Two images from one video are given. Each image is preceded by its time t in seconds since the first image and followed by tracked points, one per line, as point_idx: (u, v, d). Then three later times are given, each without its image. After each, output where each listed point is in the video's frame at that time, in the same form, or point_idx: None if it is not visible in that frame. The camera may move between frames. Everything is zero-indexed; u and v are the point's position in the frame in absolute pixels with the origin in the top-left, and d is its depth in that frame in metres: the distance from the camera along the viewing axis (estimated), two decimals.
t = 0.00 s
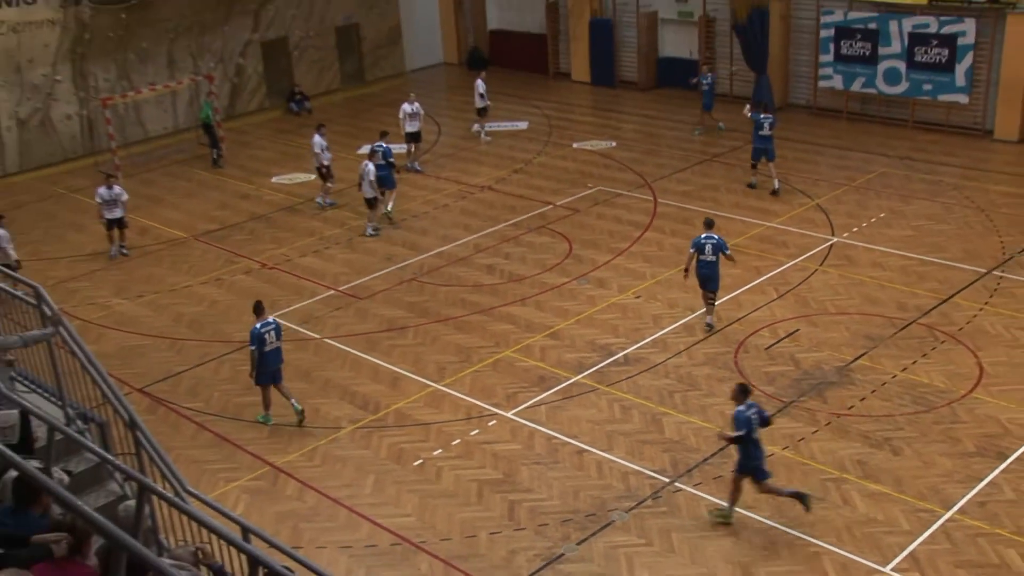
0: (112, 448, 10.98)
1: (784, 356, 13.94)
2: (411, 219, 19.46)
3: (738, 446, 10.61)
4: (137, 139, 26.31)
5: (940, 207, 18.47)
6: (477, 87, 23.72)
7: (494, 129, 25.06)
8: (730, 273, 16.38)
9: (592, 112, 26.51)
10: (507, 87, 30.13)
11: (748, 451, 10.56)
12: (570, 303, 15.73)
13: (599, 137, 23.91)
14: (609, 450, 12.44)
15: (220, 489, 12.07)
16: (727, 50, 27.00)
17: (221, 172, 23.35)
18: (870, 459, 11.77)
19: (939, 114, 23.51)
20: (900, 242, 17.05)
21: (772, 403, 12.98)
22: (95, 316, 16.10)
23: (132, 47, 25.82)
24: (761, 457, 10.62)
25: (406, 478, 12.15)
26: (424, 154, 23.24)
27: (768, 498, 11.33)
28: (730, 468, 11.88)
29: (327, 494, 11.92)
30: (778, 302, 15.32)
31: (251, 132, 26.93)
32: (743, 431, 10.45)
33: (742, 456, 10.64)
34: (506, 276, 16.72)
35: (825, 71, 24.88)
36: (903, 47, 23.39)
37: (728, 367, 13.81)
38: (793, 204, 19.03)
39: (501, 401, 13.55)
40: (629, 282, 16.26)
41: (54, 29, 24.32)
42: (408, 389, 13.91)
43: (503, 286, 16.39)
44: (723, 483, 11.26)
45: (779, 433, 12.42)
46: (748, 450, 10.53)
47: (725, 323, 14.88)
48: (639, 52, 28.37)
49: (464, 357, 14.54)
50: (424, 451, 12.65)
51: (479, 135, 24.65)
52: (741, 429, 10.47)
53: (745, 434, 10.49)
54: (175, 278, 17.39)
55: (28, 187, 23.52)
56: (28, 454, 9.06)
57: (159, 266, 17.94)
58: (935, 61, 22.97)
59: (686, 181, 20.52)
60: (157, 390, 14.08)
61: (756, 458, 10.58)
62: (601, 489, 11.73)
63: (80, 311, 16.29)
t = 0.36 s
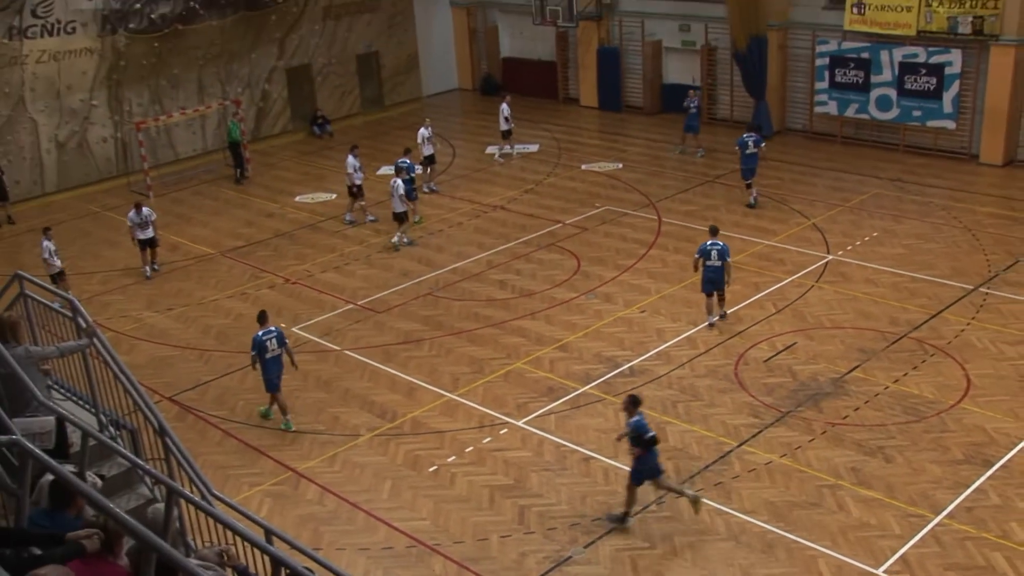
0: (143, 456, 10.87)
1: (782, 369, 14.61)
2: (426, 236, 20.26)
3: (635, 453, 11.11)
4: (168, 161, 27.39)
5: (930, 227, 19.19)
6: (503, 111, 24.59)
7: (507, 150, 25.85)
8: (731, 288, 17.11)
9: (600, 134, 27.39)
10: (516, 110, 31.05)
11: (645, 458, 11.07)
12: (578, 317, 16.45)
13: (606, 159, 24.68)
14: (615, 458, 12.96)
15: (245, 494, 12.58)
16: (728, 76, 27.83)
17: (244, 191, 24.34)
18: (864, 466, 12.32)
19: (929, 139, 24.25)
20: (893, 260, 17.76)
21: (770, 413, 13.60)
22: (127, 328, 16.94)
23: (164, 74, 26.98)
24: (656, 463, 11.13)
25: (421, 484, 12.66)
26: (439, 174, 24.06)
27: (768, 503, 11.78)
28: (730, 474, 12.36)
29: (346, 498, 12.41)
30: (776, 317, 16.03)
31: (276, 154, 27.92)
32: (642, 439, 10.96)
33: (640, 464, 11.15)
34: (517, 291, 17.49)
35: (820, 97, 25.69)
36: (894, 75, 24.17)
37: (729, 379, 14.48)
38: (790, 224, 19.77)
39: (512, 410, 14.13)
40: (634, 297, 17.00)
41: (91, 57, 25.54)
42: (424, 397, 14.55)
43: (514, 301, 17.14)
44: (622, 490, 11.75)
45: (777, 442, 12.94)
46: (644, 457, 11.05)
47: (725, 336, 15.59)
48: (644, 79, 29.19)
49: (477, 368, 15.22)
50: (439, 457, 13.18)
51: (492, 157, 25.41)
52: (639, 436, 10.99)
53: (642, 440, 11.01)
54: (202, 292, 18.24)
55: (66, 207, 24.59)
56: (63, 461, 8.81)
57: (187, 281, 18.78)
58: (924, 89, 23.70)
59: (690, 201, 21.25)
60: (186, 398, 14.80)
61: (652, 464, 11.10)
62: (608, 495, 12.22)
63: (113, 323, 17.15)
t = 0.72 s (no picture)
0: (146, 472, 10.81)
1: (784, 386, 14.60)
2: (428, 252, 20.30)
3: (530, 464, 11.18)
4: (171, 177, 27.47)
5: (931, 244, 19.21)
6: (515, 126, 24.66)
7: (509, 167, 25.96)
8: (733, 305, 17.13)
9: (602, 151, 27.47)
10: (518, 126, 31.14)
11: (541, 469, 11.17)
12: (581, 334, 16.46)
13: (609, 176, 24.73)
14: (617, 474, 12.91)
15: (246, 510, 12.54)
16: (730, 94, 27.91)
17: (247, 208, 24.40)
18: (866, 483, 12.30)
19: (931, 156, 24.29)
20: (895, 277, 17.76)
21: (772, 430, 13.58)
22: (129, 344, 16.96)
23: (168, 90, 27.10)
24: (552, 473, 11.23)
25: (422, 500, 12.62)
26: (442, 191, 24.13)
27: (771, 520, 11.74)
28: (733, 492, 12.33)
29: (348, 514, 12.36)
30: (778, 334, 16.03)
31: (279, 171, 27.99)
32: (536, 453, 11.01)
33: (535, 474, 11.24)
34: (519, 307, 17.51)
35: (822, 115, 25.77)
36: (895, 93, 24.24)
37: (730, 396, 14.47)
38: (792, 241, 19.79)
39: (513, 426, 14.11)
40: (636, 313, 17.01)
41: (95, 74, 25.66)
42: (426, 414, 14.54)
43: (516, 317, 17.15)
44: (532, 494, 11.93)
45: (780, 459, 12.91)
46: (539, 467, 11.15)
47: (727, 353, 15.59)
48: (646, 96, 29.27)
49: (478, 384, 15.22)
50: (440, 474, 13.15)
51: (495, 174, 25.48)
52: (533, 450, 11.03)
53: (536, 454, 11.06)
54: (204, 307, 18.26)
55: (69, 222, 24.64)
56: (65, 476, 8.75)
57: (189, 296, 18.80)
58: (925, 106, 23.79)
59: (692, 218, 21.29)
60: (187, 413, 14.80)
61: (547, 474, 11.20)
62: (609, 511, 12.17)
63: (115, 338, 17.17)
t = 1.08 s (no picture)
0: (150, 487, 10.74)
1: (790, 403, 14.56)
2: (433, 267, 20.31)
3: (440, 473, 11.28)
4: (178, 192, 27.59)
5: (938, 262, 19.18)
6: (532, 142, 24.69)
7: (515, 183, 26.05)
8: (738, 322, 17.11)
9: (608, 167, 27.50)
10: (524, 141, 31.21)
11: (450, 479, 11.26)
12: (586, 350, 16.46)
13: (615, 192, 24.75)
14: (622, 491, 12.86)
15: (250, 525, 12.49)
16: (736, 111, 27.95)
17: (253, 222, 24.48)
18: (872, 501, 12.25)
19: (937, 174, 24.28)
20: (901, 295, 17.75)
21: (779, 448, 13.53)
22: (135, 358, 16.98)
23: (175, 106, 27.21)
24: (464, 485, 11.33)
25: (426, 516, 12.57)
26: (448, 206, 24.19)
27: (777, 538, 11.68)
28: (739, 509, 12.28)
29: (353, 530, 12.32)
30: (783, 351, 16.01)
31: (284, 186, 28.07)
32: (447, 462, 11.10)
33: (444, 484, 11.33)
34: (525, 324, 17.51)
35: (828, 132, 25.83)
36: (901, 111, 24.27)
37: (736, 413, 14.42)
38: (798, 258, 19.79)
39: (519, 443, 14.08)
40: (642, 330, 17.01)
41: (104, 89, 25.77)
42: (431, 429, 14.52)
43: (521, 333, 17.15)
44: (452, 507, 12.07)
45: (785, 477, 12.87)
46: (447, 478, 11.26)
47: (733, 370, 15.56)
48: (653, 113, 29.37)
49: (484, 400, 15.20)
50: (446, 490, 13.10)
51: (500, 191, 25.54)
52: (443, 460, 11.12)
53: (445, 464, 11.15)
54: (210, 322, 18.28)
55: (76, 237, 24.70)
56: (70, 492, 8.70)
57: (195, 311, 18.83)
58: (932, 124, 23.78)
59: (697, 234, 21.29)
60: (192, 428, 14.81)
61: (455, 485, 11.30)
62: (614, 528, 12.11)
63: (121, 353, 17.19)
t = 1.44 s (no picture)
0: (157, 493, 10.65)
1: (796, 411, 14.54)
2: (441, 274, 20.34)
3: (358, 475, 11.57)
4: (187, 199, 27.68)
5: (946, 270, 19.12)
6: (544, 150, 24.75)
7: (522, 191, 26.07)
8: (745, 330, 17.10)
9: (615, 174, 27.49)
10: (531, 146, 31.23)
11: (366, 481, 11.54)
12: (593, 358, 16.45)
13: (622, 199, 24.74)
14: (628, 498, 12.84)
15: (256, 531, 12.49)
16: (744, 118, 27.92)
17: (260, 228, 24.52)
18: (879, 510, 12.20)
19: (945, 181, 24.22)
20: (908, 303, 17.70)
21: (786, 456, 13.50)
22: (142, 364, 17.02)
23: (184, 112, 27.29)
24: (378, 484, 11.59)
25: (432, 522, 12.55)
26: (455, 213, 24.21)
27: (783, 546, 11.63)
28: (745, 517, 12.24)
29: (359, 537, 12.31)
30: (790, 359, 15.99)
31: (291, 192, 28.10)
32: (360, 465, 11.38)
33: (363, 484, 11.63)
34: (532, 331, 17.51)
35: (836, 140, 25.78)
36: (909, 119, 24.20)
37: (743, 421, 14.39)
38: (806, 266, 19.75)
39: (525, 450, 14.06)
40: (648, 337, 17.00)
41: (112, 96, 25.88)
42: (437, 436, 14.52)
43: (528, 341, 17.15)
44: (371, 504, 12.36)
45: (792, 485, 12.83)
46: (363, 479, 11.54)
47: (740, 378, 15.54)
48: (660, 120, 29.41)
49: (490, 407, 15.20)
50: (452, 496, 13.09)
51: (507, 198, 25.56)
52: (357, 463, 11.40)
53: (360, 467, 11.42)
54: (218, 328, 18.31)
55: (85, 242, 24.77)
56: (77, 497, 8.64)
57: (203, 317, 18.87)
58: (940, 132, 23.74)
59: (704, 241, 21.28)
60: (198, 434, 14.82)
61: (371, 484, 11.57)
62: (620, 536, 12.08)
63: (129, 359, 17.22)
